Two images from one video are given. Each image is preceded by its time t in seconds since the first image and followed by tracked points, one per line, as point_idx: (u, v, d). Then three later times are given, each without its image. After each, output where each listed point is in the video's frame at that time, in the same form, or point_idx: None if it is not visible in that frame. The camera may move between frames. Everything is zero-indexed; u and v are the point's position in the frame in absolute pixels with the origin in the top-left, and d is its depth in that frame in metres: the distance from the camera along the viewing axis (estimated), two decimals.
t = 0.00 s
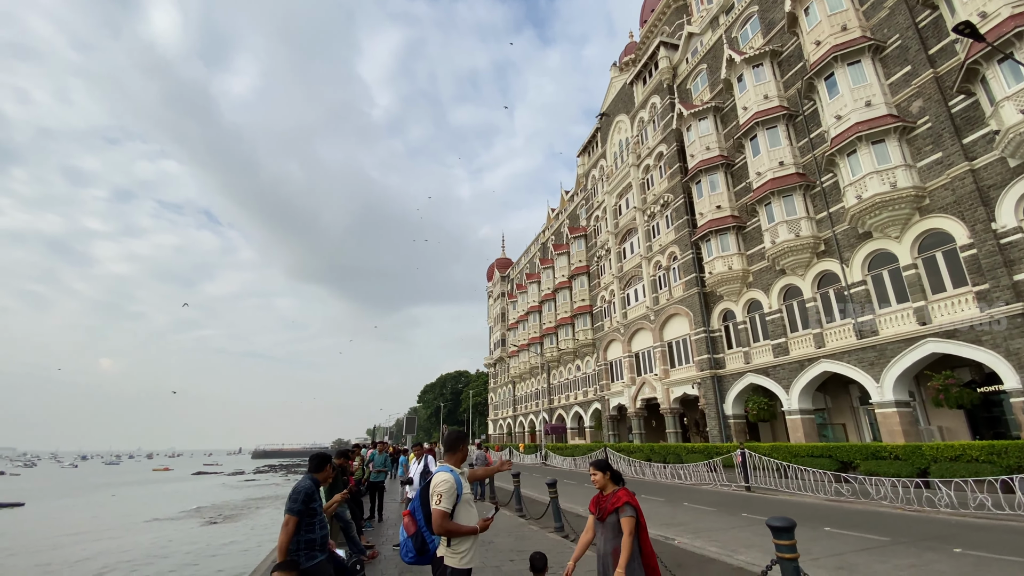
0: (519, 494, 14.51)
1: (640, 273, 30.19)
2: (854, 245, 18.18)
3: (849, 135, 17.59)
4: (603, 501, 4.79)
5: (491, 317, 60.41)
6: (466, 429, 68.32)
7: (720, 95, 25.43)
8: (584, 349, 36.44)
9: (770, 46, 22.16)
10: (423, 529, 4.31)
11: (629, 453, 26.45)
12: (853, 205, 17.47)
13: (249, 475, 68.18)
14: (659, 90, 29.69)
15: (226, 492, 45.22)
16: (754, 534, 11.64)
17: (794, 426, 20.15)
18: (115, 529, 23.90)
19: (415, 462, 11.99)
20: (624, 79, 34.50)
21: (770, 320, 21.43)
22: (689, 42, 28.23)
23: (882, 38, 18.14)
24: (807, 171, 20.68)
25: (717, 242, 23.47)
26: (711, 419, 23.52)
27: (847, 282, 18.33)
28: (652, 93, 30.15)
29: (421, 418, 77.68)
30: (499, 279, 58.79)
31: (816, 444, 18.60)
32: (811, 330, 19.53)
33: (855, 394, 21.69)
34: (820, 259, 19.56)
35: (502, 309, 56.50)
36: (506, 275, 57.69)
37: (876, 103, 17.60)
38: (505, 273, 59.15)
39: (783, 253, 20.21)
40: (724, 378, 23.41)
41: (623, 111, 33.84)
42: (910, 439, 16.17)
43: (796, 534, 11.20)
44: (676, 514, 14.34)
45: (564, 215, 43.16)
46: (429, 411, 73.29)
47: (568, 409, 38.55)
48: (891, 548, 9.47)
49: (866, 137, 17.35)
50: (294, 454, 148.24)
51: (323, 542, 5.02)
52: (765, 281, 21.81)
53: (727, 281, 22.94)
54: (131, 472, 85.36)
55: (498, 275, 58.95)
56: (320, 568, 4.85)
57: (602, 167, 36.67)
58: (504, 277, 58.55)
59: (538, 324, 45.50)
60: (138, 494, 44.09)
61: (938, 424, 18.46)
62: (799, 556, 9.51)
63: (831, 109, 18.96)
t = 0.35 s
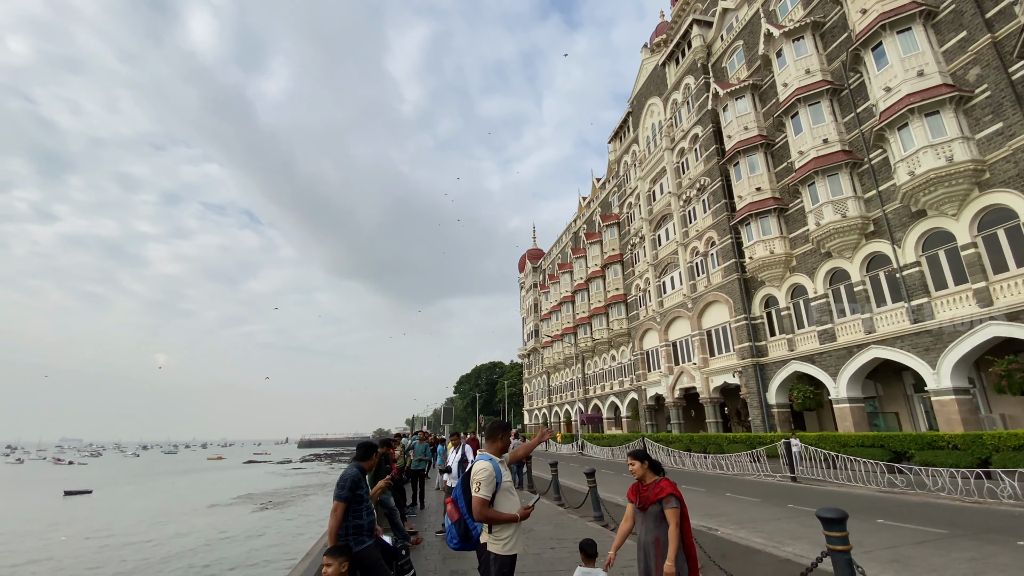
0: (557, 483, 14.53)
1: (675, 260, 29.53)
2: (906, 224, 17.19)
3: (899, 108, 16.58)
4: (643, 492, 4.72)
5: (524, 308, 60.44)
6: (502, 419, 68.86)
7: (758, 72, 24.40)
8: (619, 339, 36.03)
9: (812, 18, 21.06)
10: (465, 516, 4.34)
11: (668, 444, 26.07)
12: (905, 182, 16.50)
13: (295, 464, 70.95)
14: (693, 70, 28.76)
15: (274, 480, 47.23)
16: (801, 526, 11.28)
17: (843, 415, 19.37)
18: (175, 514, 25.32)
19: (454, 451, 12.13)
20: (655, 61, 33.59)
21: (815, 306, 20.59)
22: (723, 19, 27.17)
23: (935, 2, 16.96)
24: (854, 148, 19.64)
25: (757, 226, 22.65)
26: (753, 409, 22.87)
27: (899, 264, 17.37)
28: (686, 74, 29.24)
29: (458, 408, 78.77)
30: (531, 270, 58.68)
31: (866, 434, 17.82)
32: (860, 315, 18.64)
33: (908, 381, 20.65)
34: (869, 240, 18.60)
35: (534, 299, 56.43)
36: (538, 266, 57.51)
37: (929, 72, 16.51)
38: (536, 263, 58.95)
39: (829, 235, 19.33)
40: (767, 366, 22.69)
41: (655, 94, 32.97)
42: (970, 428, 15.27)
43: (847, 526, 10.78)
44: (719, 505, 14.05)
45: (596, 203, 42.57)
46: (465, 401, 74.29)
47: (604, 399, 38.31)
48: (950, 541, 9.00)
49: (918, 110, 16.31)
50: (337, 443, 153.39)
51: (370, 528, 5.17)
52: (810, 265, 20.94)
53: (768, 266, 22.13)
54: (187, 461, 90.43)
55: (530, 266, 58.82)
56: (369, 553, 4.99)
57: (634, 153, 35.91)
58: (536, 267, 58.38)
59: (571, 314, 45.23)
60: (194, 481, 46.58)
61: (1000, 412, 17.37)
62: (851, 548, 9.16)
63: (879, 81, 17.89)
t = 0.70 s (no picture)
0: (595, 473, 14.48)
1: (714, 246, 28.72)
2: (965, 202, 16.11)
3: (955, 77, 15.50)
4: (677, 486, 4.59)
5: (558, 299, 60.18)
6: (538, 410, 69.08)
7: (799, 46, 23.27)
8: (655, 328, 35.44)
9: None
10: (507, 505, 4.39)
11: (708, 434, 25.55)
12: (963, 156, 15.46)
13: (338, 454, 73.40)
14: (729, 48, 27.70)
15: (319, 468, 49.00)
16: (853, 519, 10.84)
17: (896, 404, 18.47)
18: (229, 501, 26.68)
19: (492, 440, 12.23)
20: (689, 41, 32.54)
21: (865, 291, 19.63)
22: None
23: None
24: (906, 123, 18.50)
25: (801, 208, 21.74)
26: (799, 399, 22.11)
27: (957, 245, 16.32)
28: (722, 52, 28.20)
29: (494, 399, 79.50)
30: (564, 260, 58.26)
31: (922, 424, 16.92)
32: (914, 299, 17.65)
33: (968, 368, 19.47)
34: (924, 220, 17.54)
35: (568, 290, 56.09)
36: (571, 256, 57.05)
37: (989, 37, 15.36)
38: (569, 253, 58.51)
39: (879, 216, 18.35)
40: (813, 354, 21.84)
41: (689, 75, 31.96)
42: None
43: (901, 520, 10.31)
44: (763, 497, 13.68)
45: (630, 189, 41.81)
46: (501, 392, 74.84)
47: (641, 389, 37.83)
48: (1017, 536, 8.45)
49: (977, 78, 15.21)
50: (377, 434, 157.45)
51: (416, 515, 5.28)
52: (859, 248, 19.94)
53: (813, 250, 21.23)
54: (239, 451, 95.27)
55: (562, 256, 58.43)
56: (415, 539, 5.10)
57: (669, 137, 34.99)
58: (569, 258, 57.94)
59: (605, 304, 44.75)
60: (246, 470, 48.86)
61: None
62: (906, 542, 8.75)
63: (934, 50, 16.75)
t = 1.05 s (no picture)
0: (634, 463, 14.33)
1: (754, 230, 27.75)
2: None
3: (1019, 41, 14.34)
4: (699, 478, 4.43)
5: (592, 288, 59.63)
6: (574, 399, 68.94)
7: (845, 16, 22.00)
8: (693, 316, 34.65)
9: None
10: (547, 492, 4.38)
11: (751, 424, 24.88)
12: None
13: (378, 442, 75.49)
14: (769, 22, 26.48)
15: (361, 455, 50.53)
16: (907, 511, 10.35)
17: (954, 392, 17.47)
18: (278, 486, 27.90)
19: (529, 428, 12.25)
20: (725, 17, 31.29)
21: (919, 273, 18.56)
22: None
23: None
24: (965, 92, 17.27)
25: (848, 188, 20.70)
26: (847, 386, 21.22)
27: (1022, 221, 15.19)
28: (761, 26, 26.99)
29: (530, 389, 79.81)
30: (597, 249, 57.56)
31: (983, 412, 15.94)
32: (974, 281, 16.57)
33: None
34: (985, 195, 16.39)
35: (602, 278, 55.47)
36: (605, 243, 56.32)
37: None
38: (602, 241, 57.77)
39: (935, 193, 17.27)
40: (862, 341, 20.88)
41: (726, 52, 30.78)
42: None
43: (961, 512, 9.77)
44: (810, 487, 13.23)
45: (665, 174, 40.80)
46: (535, 382, 75.06)
47: (679, 377, 37.16)
48: None
49: None
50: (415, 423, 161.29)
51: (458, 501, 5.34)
52: (912, 227, 18.83)
53: (863, 231, 20.21)
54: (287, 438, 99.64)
55: (596, 244, 57.75)
56: (458, 525, 5.16)
57: (705, 118, 33.89)
58: (602, 246, 57.21)
59: (640, 292, 44.06)
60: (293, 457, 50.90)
61: None
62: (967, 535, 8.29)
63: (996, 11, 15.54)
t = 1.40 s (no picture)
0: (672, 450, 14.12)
1: (798, 210, 26.63)
2: None
3: None
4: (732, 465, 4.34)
5: (626, 274, 58.81)
6: (609, 386, 68.51)
7: None
8: (733, 301, 33.72)
9: None
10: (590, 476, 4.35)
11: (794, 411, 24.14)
12: None
13: (416, 428, 77.33)
14: None
15: (401, 442, 51.86)
16: (967, 501, 9.83)
17: (1017, 377, 16.42)
18: (322, 470, 28.98)
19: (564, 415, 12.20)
20: None
21: (978, 253, 17.42)
22: None
23: None
24: None
25: (900, 162, 19.55)
26: (899, 372, 20.26)
27: None
28: None
29: (563, 376, 79.83)
30: (631, 234, 56.61)
31: None
32: None
33: None
34: None
35: (636, 264, 54.57)
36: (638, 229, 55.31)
37: None
38: (635, 226, 56.76)
39: (996, 165, 16.11)
40: (916, 324, 19.83)
41: (766, 24, 29.40)
42: None
43: None
44: (860, 476, 12.73)
45: (701, 154, 39.57)
46: (569, 370, 74.99)
47: (718, 364, 36.36)
48: None
49: None
50: (450, 410, 164.14)
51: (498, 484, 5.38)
52: (971, 203, 17.65)
53: (916, 208, 19.10)
54: (329, 425, 103.55)
55: (628, 229, 56.77)
56: (498, 509, 5.20)
57: (743, 95, 32.60)
58: (636, 231, 56.19)
59: (676, 278, 43.18)
60: (336, 443, 52.71)
61: None
62: None
63: None
